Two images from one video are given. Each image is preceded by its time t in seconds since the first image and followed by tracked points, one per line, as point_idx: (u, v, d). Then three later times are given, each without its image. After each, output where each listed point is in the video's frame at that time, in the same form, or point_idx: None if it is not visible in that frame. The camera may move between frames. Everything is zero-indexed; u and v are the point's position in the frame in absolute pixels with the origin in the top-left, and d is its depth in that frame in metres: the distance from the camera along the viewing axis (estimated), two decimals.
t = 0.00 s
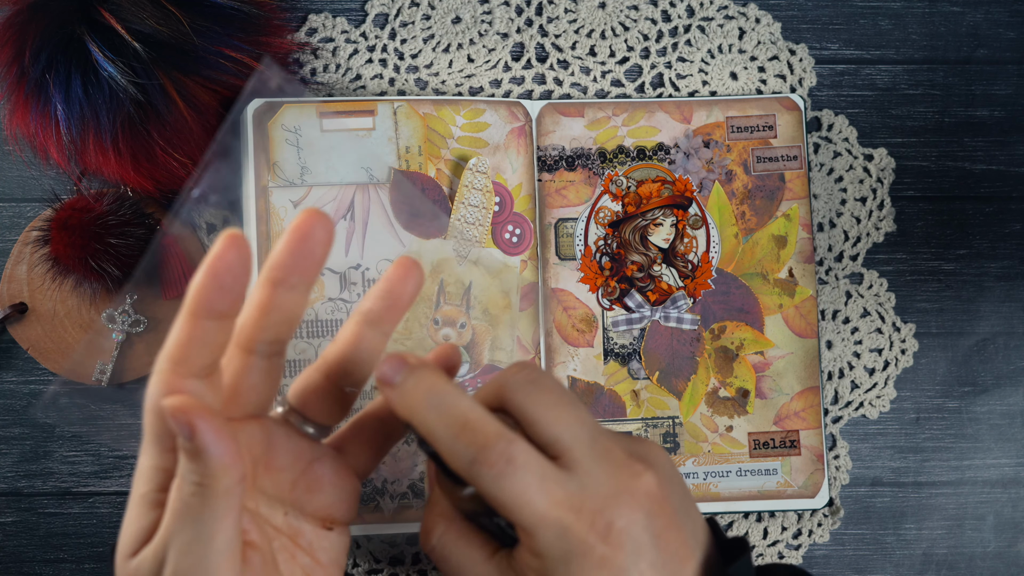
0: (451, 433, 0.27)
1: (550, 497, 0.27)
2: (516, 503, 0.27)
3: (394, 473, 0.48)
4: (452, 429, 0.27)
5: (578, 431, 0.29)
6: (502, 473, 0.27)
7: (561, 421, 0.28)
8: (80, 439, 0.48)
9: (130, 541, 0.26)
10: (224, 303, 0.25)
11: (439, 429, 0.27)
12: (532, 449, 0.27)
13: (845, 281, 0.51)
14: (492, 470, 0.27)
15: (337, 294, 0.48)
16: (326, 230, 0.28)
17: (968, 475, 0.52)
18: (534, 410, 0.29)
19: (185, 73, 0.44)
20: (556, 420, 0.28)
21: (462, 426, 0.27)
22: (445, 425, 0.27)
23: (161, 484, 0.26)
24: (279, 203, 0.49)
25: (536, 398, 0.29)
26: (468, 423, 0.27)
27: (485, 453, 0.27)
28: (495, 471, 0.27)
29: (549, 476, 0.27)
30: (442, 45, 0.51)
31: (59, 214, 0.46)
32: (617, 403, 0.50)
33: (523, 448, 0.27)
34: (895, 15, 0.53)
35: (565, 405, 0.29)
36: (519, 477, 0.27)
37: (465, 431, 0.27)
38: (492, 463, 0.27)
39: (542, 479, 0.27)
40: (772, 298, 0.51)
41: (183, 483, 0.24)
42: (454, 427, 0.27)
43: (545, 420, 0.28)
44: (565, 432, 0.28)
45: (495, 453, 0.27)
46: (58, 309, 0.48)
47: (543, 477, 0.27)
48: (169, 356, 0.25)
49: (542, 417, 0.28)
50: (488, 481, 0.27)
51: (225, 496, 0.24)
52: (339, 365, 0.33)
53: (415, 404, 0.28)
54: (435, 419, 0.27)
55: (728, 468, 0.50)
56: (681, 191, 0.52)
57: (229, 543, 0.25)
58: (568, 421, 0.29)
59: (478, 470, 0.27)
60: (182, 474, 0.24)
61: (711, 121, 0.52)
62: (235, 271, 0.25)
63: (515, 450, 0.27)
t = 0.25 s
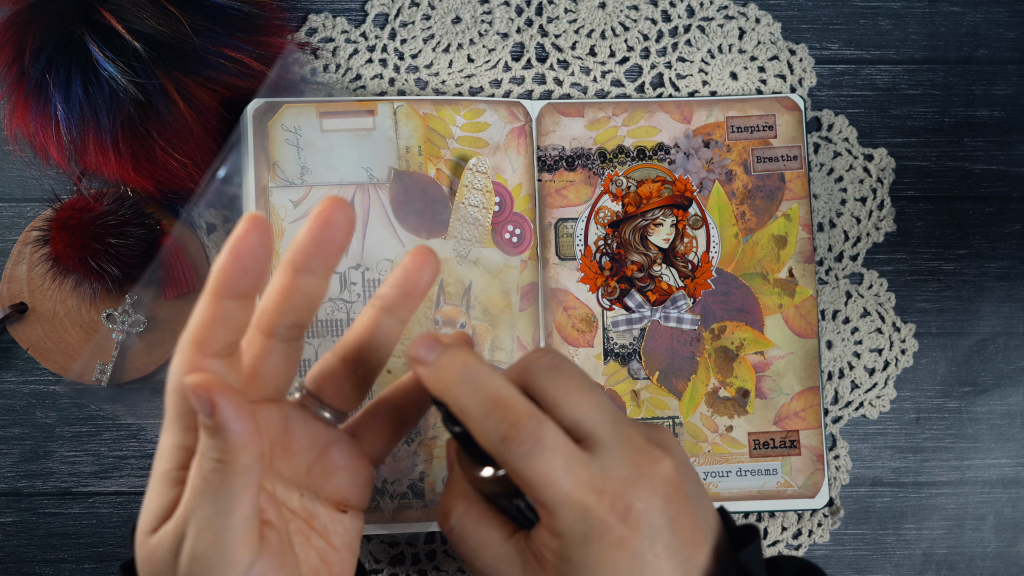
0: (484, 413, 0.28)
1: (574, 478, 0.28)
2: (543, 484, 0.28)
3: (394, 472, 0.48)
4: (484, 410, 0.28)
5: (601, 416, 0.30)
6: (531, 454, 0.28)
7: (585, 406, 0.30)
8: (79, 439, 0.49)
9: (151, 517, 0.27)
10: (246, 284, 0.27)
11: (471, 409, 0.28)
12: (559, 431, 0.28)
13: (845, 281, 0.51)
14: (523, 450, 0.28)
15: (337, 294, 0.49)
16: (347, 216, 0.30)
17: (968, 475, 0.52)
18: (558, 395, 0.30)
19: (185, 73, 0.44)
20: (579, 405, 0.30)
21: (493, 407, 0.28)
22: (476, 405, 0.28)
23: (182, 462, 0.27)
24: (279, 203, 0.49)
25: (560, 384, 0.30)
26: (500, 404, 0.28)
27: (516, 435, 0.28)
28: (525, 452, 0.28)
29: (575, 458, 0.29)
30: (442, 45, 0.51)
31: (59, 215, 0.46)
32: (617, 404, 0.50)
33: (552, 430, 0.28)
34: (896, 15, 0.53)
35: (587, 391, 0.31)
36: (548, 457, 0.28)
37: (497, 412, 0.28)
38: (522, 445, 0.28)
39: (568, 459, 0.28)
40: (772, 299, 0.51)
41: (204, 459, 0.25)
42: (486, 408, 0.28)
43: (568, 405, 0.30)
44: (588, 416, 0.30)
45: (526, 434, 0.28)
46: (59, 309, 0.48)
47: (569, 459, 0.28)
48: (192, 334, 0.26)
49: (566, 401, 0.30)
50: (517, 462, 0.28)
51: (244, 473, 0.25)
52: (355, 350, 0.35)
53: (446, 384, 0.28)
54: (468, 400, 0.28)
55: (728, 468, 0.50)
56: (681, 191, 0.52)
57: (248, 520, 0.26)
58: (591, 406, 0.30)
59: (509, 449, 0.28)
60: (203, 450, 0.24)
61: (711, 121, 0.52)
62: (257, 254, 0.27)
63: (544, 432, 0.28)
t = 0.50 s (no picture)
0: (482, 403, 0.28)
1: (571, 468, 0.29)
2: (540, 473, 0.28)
3: (394, 472, 0.48)
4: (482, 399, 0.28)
5: (601, 408, 0.30)
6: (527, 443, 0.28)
7: (585, 397, 0.30)
8: (79, 440, 0.49)
9: (156, 504, 0.27)
10: (257, 275, 0.26)
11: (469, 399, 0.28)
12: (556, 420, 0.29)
13: (845, 281, 0.51)
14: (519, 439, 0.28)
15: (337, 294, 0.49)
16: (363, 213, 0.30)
17: (968, 475, 0.52)
18: (558, 386, 0.31)
19: (185, 73, 0.44)
20: (579, 396, 0.30)
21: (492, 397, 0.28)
22: (474, 394, 0.28)
23: (190, 450, 0.28)
24: (279, 203, 0.49)
25: (561, 375, 0.31)
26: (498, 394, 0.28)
27: (513, 425, 0.28)
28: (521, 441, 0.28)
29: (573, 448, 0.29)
30: (442, 45, 0.51)
31: (59, 215, 0.46)
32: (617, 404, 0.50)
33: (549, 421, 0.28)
34: (896, 15, 0.53)
35: (589, 383, 0.31)
36: (545, 447, 0.28)
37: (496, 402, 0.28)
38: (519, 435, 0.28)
39: (566, 449, 0.29)
40: (772, 299, 0.51)
41: (208, 449, 0.25)
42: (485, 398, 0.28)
43: (568, 396, 0.30)
44: (588, 407, 0.30)
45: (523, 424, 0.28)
46: (59, 309, 0.48)
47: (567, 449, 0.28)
48: (203, 325, 0.26)
49: (566, 393, 0.30)
50: (513, 451, 0.28)
51: (247, 464, 0.25)
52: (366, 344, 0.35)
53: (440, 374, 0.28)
54: (467, 389, 0.28)
55: (728, 468, 0.50)
56: (681, 191, 0.52)
57: (251, 511, 0.26)
58: (591, 398, 0.30)
59: (505, 439, 0.28)
60: (208, 440, 0.25)
61: (711, 121, 0.52)
62: (269, 246, 0.26)
63: (541, 422, 0.28)
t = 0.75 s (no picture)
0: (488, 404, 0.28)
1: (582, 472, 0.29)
2: (549, 475, 0.28)
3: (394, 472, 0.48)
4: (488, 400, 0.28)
5: (617, 412, 0.30)
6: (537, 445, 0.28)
7: (600, 400, 0.30)
8: (79, 440, 0.49)
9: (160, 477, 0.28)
10: (277, 256, 0.28)
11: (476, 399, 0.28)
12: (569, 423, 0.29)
13: (845, 281, 0.51)
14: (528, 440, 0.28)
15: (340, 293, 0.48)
16: (387, 202, 0.31)
17: (968, 475, 0.52)
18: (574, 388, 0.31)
19: (185, 74, 0.44)
20: (595, 398, 0.30)
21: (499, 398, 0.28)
22: (479, 394, 0.28)
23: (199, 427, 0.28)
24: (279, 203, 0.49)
25: (578, 376, 0.31)
26: (506, 395, 0.28)
27: (521, 426, 0.28)
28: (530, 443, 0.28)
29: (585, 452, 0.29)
30: (442, 45, 0.51)
31: (59, 215, 0.46)
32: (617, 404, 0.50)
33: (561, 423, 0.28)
34: (896, 15, 0.53)
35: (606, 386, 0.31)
36: (556, 450, 0.28)
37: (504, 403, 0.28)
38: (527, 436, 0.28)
39: (578, 452, 0.29)
40: (772, 299, 0.51)
41: (207, 432, 0.25)
42: (493, 399, 0.28)
43: (584, 397, 0.31)
44: (603, 410, 0.30)
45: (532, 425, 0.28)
46: (59, 309, 0.48)
47: (578, 452, 0.29)
48: (220, 304, 0.27)
49: (582, 394, 0.31)
50: (522, 452, 0.28)
51: (243, 451, 0.25)
52: (386, 333, 0.35)
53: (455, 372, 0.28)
54: (474, 390, 0.28)
55: (728, 468, 0.50)
56: (681, 191, 0.52)
57: (245, 496, 0.26)
58: (606, 401, 0.30)
59: (514, 440, 0.28)
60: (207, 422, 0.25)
61: (711, 121, 0.52)
62: (290, 228, 0.28)
63: (553, 425, 0.28)
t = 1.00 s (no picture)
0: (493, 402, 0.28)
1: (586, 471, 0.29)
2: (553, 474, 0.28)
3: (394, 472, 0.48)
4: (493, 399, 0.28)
5: (622, 413, 0.31)
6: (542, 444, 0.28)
7: (605, 401, 0.31)
8: (79, 440, 0.48)
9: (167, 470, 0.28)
10: (285, 250, 0.27)
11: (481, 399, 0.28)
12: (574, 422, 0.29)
13: (845, 281, 0.51)
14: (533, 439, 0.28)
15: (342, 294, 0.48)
16: (396, 197, 0.31)
17: (968, 475, 0.52)
18: (580, 388, 0.31)
19: (185, 74, 0.44)
20: (600, 398, 0.31)
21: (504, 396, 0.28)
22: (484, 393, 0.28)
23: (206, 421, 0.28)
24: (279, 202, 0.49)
25: (585, 376, 0.31)
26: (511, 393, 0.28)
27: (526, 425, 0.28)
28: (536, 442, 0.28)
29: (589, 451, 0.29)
30: (442, 45, 0.51)
31: (59, 215, 0.46)
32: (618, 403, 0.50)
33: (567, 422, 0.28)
34: (896, 15, 0.53)
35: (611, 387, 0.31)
36: (561, 449, 0.28)
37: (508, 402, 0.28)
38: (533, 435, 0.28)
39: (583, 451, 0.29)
40: (772, 298, 0.51)
41: (212, 425, 0.25)
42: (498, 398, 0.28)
43: (589, 397, 0.31)
44: (608, 410, 0.30)
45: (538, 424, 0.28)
46: (59, 309, 0.48)
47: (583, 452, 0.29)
48: (228, 299, 0.27)
49: (587, 395, 0.31)
50: (528, 451, 0.28)
51: (247, 444, 0.25)
52: (393, 329, 0.35)
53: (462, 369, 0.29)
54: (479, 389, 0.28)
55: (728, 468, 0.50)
56: (681, 190, 0.52)
57: (251, 490, 0.27)
58: (611, 401, 0.31)
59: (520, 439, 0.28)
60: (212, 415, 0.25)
61: (711, 121, 0.52)
62: (298, 221, 0.28)
63: (558, 424, 0.28)
